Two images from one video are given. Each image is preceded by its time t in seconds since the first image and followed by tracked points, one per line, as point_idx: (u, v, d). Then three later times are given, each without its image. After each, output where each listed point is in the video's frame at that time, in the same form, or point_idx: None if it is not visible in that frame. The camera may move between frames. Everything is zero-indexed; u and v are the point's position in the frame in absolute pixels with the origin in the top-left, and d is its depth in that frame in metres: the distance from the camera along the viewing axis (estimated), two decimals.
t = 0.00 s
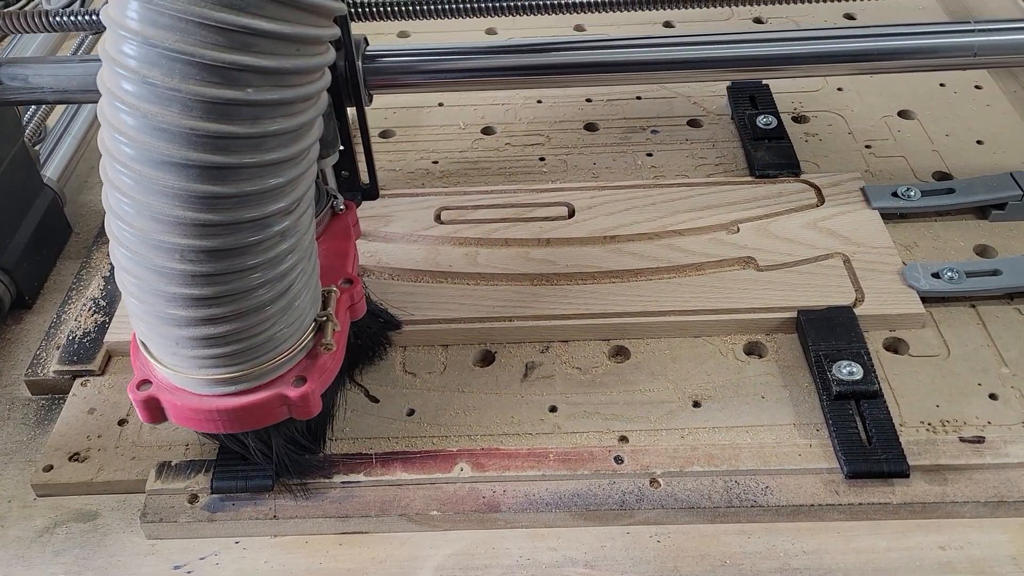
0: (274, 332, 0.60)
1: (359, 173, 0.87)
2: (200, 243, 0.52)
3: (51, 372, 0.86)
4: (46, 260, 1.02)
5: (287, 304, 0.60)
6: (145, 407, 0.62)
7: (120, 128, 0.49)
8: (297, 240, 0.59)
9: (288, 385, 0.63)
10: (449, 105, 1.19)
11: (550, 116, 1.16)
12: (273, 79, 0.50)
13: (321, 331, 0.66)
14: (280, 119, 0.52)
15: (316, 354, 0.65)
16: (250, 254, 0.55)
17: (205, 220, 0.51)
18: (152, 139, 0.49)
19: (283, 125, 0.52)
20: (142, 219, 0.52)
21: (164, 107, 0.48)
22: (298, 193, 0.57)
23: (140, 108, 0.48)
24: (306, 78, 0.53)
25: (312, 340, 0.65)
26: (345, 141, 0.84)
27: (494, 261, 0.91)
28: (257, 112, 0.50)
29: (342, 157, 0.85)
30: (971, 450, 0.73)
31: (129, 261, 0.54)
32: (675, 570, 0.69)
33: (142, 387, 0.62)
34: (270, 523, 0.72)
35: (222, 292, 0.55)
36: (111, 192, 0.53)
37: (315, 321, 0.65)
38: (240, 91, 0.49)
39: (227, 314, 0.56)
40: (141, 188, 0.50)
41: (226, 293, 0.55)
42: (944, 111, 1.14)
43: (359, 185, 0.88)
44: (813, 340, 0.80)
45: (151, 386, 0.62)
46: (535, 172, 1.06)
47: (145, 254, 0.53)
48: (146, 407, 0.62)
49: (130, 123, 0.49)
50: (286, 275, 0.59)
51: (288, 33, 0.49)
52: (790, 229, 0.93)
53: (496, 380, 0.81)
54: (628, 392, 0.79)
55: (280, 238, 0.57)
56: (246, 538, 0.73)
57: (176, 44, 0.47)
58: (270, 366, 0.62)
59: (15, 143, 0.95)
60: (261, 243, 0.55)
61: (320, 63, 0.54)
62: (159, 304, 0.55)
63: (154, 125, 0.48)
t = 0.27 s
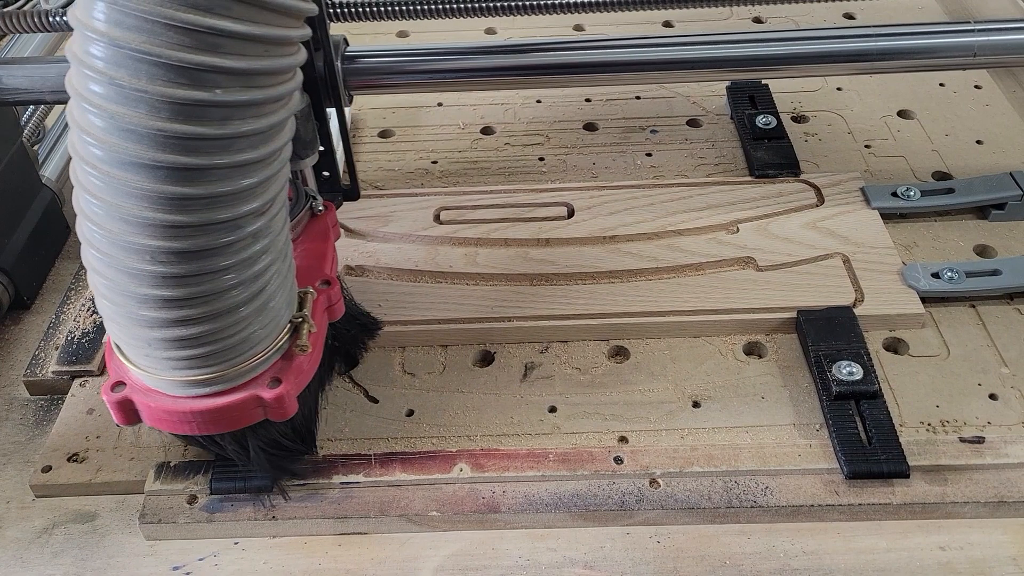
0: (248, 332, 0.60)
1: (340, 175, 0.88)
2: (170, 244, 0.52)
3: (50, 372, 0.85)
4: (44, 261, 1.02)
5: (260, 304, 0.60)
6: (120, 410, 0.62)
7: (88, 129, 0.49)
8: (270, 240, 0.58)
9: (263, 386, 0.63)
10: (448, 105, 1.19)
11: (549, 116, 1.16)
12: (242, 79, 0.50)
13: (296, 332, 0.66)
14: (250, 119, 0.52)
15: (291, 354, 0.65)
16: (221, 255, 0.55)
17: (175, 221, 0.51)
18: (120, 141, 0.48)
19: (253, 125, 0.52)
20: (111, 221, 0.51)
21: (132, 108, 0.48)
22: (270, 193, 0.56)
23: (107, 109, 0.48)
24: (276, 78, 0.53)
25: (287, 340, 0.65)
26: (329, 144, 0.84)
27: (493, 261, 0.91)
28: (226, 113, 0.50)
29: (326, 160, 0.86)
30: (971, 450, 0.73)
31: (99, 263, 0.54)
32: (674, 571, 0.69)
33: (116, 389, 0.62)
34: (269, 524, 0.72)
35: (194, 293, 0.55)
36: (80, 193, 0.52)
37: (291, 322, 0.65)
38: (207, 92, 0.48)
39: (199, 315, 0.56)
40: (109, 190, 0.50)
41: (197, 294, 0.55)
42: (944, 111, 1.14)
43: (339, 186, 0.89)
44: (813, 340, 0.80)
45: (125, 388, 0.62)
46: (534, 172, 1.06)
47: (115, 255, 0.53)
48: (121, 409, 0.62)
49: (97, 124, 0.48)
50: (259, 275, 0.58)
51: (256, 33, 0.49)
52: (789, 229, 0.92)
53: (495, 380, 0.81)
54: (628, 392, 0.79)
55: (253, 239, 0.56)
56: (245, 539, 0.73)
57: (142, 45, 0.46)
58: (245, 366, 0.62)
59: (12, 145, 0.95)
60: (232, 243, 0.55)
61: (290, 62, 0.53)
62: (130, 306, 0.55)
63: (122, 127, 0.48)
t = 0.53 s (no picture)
0: (213, 333, 0.60)
1: (314, 175, 0.88)
2: (132, 244, 0.52)
3: (51, 371, 0.85)
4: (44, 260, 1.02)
5: (225, 304, 0.60)
6: (88, 411, 0.62)
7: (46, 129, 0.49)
8: (234, 240, 0.58)
9: (230, 386, 0.63)
10: (449, 105, 1.19)
11: (550, 115, 1.16)
12: (199, 80, 0.50)
13: (264, 333, 0.66)
14: (208, 119, 0.52)
15: (259, 354, 0.65)
16: (184, 255, 0.54)
17: (136, 221, 0.51)
18: (78, 141, 0.48)
19: (211, 125, 0.52)
20: (72, 221, 0.51)
21: (89, 108, 0.47)
22: (233, 193, 0.56)
23: (65, 108, 0.47)
24: (233, 78, 0.53)
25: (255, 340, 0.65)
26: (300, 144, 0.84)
27: (493, 261, 0.91)
28: (183, 112, 0.50)
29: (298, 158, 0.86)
30: (972, 450, 0.73)
31: (61, 263, 0.54)
32: (675, 571, 0.69)
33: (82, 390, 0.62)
34: (270, 524, 0.72)
35: (156, 294, 0.55)
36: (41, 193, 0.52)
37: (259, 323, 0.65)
38: (164, 92, 0.48)
39: (162, 315, 0.56)
40: (69, 189, 0.50)
41: (160, 294, 0.55)
42: (945, 111, 1.14)
43: (314, 186, 0.89)
44: (813, 340, 0.80)
45: (91, 389, 0.62)
46: (535, 171, 1.06)
47: (77, 256, 0.53)
48: (88, 410, 0.62)
49: (56, 124, 0.48)
50: (223, 276, 0.58)
51: (211, 33, 0.49)
52: (790, 229, 0.92)
53: (496, 379, 0.81)
54: (630, 392, 0.79)
55: (216, 239, 0.56)
56: (246, 538, 0.73)
57: (98, 44, 0.46)
58: (212, 366, 0.61)
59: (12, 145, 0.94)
60: (194, 243, 0.55)
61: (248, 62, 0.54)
62: (93, 307, 0.55)
63: (80, 127, 0.48)
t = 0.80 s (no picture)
0: (181, 332, 0.60)
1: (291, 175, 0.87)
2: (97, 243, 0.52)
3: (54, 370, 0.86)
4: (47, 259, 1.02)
5: (193, 304, 0.60)
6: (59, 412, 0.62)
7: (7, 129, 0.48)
8: (201, 239, 0.59)
9: (201, 386, 0.63)
10: (451, 104, 1.19)
11: (551, 115, 1.16)
12: (161, 80, 0.50)
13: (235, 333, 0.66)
14: (172, 119, 0.52)
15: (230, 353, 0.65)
16: (150, 255, 0.55)
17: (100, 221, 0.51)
18: (40, 141, 0.48)
19: (174, 125, 0.52)
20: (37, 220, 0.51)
21: (51, 108, 0.47)
22: (198, 193, 0.57)
23: (26, 109, 0.47)
24: (196, 78, 0.53)
25: (226, 340, 0.65)
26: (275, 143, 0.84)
27: (495, 260, 0.91)
28: (144, 113, 0.50)
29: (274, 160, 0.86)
30: (974, 449, 0.73)
31: (28, 263, 0.54)
32: (677, 569, 0.69)
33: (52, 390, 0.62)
34: (273, 522, 0.73)
35: (122, 294, 0.55)
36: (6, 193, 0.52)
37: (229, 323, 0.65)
38: (125, 92, 0.48)
39: (129, 314, 0.56)
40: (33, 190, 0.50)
41: (127, 294, 0.55)
42: (945, 110, 1.14)
43: (291, 187, 0.88)
44: (814, 339, 0.81)
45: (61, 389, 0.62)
46: (537, 171, 1.06)
47: (43, 256, 0.53)
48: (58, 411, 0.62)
49: (18, 124, 0.48)
50: (190, 276, 0.58)
51: (171, 33, 0.49)
52: (791, 228, 0.93)
53: (498, 378, 0.81)
54: (632, 391, 0.79)
55: (183, 239, 0.57)
56: (249, 537, 0.74)
57: (57, 45, 0.46)
58: (182, 366, 0.62)
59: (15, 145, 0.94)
60: (160, 242, 0.55)
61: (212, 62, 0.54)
62: (60, 306, 0.55)
63: (42, 127, 0.47)
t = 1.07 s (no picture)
0: (150, 330, 0.60)
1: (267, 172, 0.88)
2: (62, 243, 0.52)
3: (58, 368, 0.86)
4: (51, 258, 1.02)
5: (161, 303, 0.60)
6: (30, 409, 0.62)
7: None
8: (168, 237, 0.59)
9: (171, 384, 0.63)
10: (452, 103, 1.19)
11: (553, 114, 1.16)
12: (123, 78, 0.50)
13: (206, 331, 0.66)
14: (133, 118, 0.52)
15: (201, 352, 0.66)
16: (115, 254, 0.55)
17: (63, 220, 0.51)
18: None
19: (135, 124, 0.52)
20: None
21: (12, 108, 0.46)
22: (164, 191, 0.57)
23: None
24: (157, 78, 0.53)
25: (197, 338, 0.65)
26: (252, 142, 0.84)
27: (497, 258, 0.91)
28: (105, 112, 0.50)
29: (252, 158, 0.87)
30: (975, 446, 0.73)
31: None
32: (679, 566, 0.69)
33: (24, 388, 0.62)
34: (276, 519, 0.73)
35: (88, 292, 0.55)
36: None
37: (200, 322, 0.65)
38: (85, 91, 0.48)
39: (96, 312, 0.56)
40: None
41: (93, 292, 0.55)
42: (946, 109, 1.14)
43: (268, 185, 0.90)
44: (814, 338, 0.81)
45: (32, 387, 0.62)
46: (538, 170, 1.06)
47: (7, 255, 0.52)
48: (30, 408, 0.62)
49: None
50: (157, 274, 0.59)
51: (132, 32, 0.50)
52: (792, 226, 0.93)
53: (500, 375, 0.82)
54: (634, 388, 0.80)
55: (149, 237, 0.57)
56: (252, 533, 0.74)
57: (18, 44, 0.45)
58: (152, 365, 0.62)
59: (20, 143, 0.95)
60: (124, 241, 0.55)
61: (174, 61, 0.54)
62: (27, 306, 0.55)
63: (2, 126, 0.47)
